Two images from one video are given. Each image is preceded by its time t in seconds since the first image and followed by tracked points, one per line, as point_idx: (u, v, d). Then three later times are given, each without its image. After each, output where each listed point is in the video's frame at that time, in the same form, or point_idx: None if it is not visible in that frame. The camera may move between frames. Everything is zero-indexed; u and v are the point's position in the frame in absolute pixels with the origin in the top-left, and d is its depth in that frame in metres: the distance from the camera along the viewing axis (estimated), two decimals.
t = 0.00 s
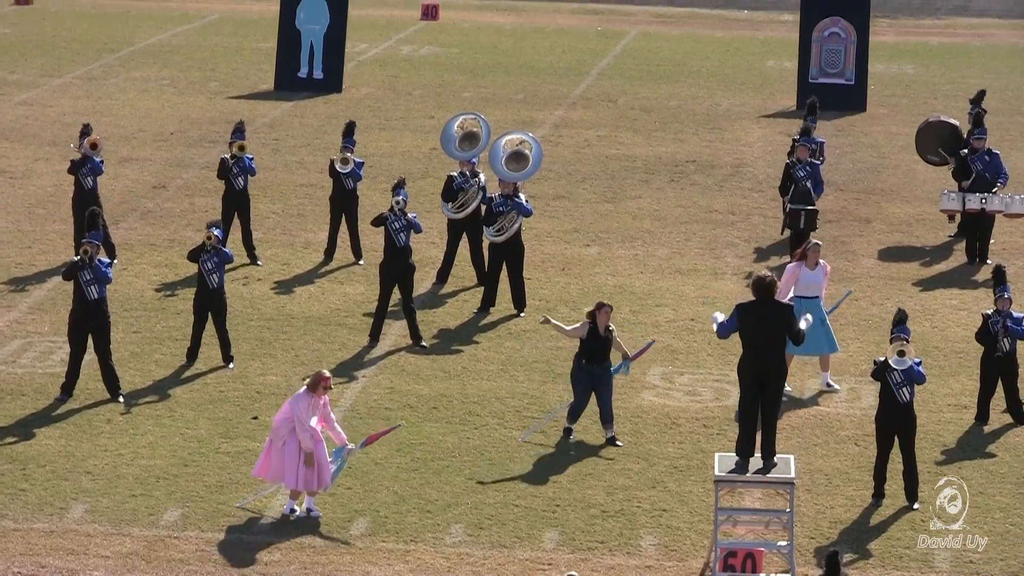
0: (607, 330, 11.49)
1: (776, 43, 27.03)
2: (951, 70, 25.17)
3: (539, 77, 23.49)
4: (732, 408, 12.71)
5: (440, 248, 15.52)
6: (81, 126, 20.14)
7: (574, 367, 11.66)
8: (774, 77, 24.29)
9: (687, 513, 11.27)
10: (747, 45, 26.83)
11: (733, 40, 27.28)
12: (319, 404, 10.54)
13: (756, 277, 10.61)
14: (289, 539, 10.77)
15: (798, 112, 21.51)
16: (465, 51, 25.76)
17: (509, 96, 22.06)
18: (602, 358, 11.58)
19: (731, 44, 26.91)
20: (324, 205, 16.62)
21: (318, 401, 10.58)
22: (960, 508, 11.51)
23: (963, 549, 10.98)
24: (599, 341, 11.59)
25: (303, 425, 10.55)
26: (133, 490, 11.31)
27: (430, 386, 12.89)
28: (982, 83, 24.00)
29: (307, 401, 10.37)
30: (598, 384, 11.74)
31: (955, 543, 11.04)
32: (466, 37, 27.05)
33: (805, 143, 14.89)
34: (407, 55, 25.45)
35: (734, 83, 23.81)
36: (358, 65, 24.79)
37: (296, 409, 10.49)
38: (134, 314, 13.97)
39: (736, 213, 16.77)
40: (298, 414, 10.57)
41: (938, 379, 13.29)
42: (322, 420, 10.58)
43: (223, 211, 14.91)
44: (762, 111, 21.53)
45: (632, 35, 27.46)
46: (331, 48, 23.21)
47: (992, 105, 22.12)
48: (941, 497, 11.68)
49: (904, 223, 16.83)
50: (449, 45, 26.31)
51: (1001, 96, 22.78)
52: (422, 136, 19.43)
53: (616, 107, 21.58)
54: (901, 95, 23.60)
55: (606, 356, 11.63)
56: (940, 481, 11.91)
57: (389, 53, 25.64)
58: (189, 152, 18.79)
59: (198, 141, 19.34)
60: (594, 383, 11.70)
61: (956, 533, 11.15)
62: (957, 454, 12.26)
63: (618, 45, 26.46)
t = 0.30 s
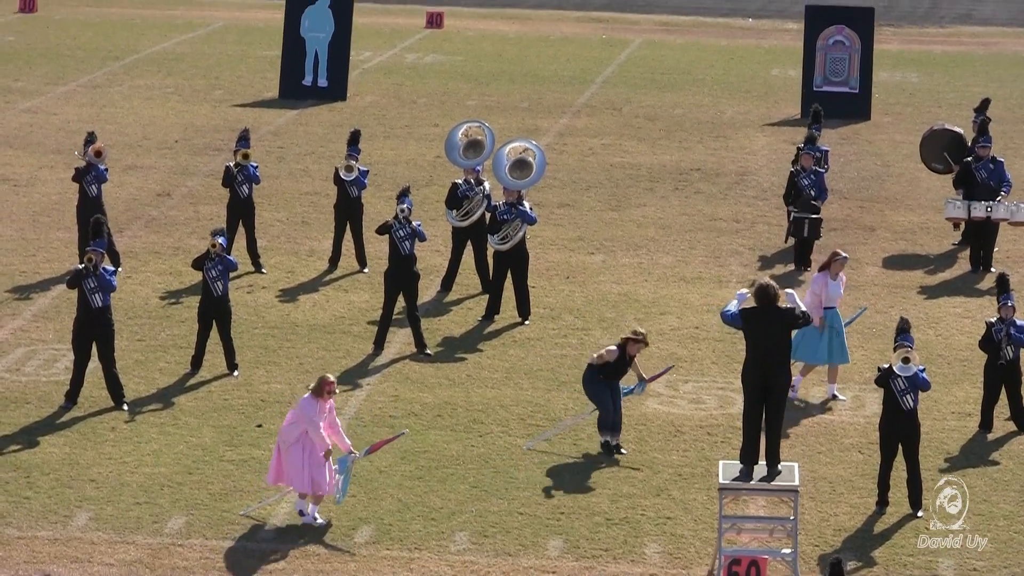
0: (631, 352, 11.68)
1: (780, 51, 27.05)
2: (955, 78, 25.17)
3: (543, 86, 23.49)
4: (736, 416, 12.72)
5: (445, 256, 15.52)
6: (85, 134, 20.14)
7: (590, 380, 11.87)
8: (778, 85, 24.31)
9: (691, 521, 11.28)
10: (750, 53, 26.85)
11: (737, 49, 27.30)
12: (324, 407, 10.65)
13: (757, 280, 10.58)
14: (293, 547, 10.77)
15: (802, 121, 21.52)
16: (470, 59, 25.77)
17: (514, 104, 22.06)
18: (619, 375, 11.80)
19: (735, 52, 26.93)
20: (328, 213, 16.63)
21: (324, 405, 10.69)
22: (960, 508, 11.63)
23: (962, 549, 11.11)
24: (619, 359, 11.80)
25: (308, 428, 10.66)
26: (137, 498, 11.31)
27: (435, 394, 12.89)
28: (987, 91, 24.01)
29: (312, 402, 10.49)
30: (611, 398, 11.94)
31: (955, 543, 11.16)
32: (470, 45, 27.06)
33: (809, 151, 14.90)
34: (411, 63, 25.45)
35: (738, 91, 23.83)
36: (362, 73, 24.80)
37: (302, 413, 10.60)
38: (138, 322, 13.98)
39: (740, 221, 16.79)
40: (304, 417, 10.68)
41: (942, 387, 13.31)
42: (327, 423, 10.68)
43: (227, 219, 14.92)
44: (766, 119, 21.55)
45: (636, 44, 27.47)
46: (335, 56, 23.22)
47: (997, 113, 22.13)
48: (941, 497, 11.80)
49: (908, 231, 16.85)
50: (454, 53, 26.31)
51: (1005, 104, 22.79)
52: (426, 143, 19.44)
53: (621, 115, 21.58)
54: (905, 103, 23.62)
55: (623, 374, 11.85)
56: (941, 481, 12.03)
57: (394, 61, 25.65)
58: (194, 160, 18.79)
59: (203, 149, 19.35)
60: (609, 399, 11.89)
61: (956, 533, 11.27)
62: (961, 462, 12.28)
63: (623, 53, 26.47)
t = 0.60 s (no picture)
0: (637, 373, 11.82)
1: (777, 56, 27.07)
2: (953, 83, 25.17)
3: (541, 90, 23.50)
4: (735, 420, 12.73)
5: (444, 260, 15.52)
6: (83, 138, 20.14)
7: (590, 392, 11.95)
8: (776, 90, 24.33)
9: (690, 525, 11.29)
10: (747, 58, 26.87)
11: (734, 53, 27.32)
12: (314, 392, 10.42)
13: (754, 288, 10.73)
14: (291, 551, 10.77)
15: (801, 125, 21.54)
16: (468, 64, 25.77)
17: (513, 108, 22.06)
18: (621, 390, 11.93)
19: (733, 56, 26.96)
20: (327, 218, 16.63)
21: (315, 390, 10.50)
22: (960, 508, 11.71)
23: (962, 549, 11.17)
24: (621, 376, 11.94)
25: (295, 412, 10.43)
26: (135, 502, 11.30)
27: (433, 398, 12.89)
28: (984, 96, 24.02)
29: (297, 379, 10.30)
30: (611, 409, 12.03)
31: (955, 543, 11.23)
32: (468, 50, 27.07)
33: (808, 155, 14.96)
34: (409, 68, 25.45)
35: (736, 95, 23.85)
36: (361, 77, 24.80)
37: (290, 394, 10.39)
38: (137, 326, 13.97)
39: (738, 225, 16.81)
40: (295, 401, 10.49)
41: (940, 391, 13.31)
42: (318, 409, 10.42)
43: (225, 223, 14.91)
44: (764, 124, 21.58)
45: (633, 48, 27.48)
46: (333, 61, 23.23)
47: (995, 117, 22.14)
48: (941, 497, 11.87)
49: (905, 235, 16.87)
50: (451, 57, 26.31)
51: (1003, 109, 22.80)
52: (425, 148, 19.44)
53: (619, 119, 21.60)
54: (902, 108, 23.63)
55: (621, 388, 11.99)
56: (941, 481, 12.10)
57: (391, 66, 25.64)
58: (192, 164, 18.79)
59: (201, 153, 19.35)
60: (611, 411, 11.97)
61: (956, 533, 11.34)
62: (958, 465, 12.29)
63: (620, 58, 26.48)
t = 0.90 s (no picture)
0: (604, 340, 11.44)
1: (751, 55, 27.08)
2: (928, 82, 25.21)
3: (515, 90, 23.49)
4: (708, 420, 12.75)
5: (418, 260, 15.53)
6: (57, 139, 20.12)
7: (560, 373, 11.62)
8: (750, 90, 24.35)
9: (664, 524, 11.31)
10: (722, 57, 26.87)
11: (709, 53, 27.33)
12: (267, 396, 10.49)
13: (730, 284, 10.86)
14: (265, 551, 10.77)
15: (775, 125, 21.55)
16: (442, 63, 25.77)
17: (487, 108, 22.06)
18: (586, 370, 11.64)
19: (708, 56, 26.97)
20: (301, 218, 16.63)
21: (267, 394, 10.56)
22: (960, 508, 11.69)
23: (963, 549, 11.17)
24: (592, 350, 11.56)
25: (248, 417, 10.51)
26: (109, 503, 11.29)
27: (407, 398, 12.90)
28: (958, 95, 24.05)
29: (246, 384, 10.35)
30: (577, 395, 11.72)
31: (956, 543, 11.22)
32: (443, 50, 27.07)
33: (781, 154, 15.00)
34: (383, 68, 25.45)
35: (711, 95, 23.87)
36: (335, 77, 24.79)
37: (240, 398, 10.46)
38: (110, 326, 13.97)
39: (712, 225, 16.82)
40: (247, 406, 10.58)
41: (913, 390, 13.32)
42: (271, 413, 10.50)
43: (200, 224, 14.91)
44: (738, 123, 21.59)
45: (609, 48, 27.48)
46: (308, 62, 23.23)
47: (968, 116, 22.18)
48: (941, 496, 11.86)
49: (880, 234, 16.88)
50: (426, 57, 26.31)
51: (976, 108, 22.85)
52: (399, 148, 19.44)
53: (593, 119, 21.60)
54: (877, 107, 23.64)
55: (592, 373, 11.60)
56: (940, 480, 12.08)
57: (366, 66, 25.63)
58: (166, 164, 18.78)
59: (175, 153, 19.35)
60: (575, 394, 11.65)
61: (957, 534, 11.32)
62: (931, 465, 12.30)
63: (595, 58, 26.48)
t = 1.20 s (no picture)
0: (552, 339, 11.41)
1: (723, 54, 27.08)
2: (899, 81, 25.23)
3: (486, 89, 23.49)
4: (681, 419, 12.76)
5: (390, 259, 15.53)
6: (29, 138, 20.08)
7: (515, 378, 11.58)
8: (721, 88, 24.36)
9: (636, 523, 11.34)
10: (694, 56, 26.89)
11: (681, 52, 27.33)
12: (211, 396, 10.61)
13: (699, 284, 10.93)
14: (237, 551, 10.78)
15: (746, 123, 21.56)
16: (414, 62, 25.77)
17: (458, 107, 22.06)
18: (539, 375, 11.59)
19: (681, 55, 26.98)
20: (273, 217, 16.63)
21: (211, 395, 10.68)
22: (960, 508, 11.67)
23: (964, 549, 11.15)
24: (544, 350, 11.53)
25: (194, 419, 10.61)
26: (81, 502, 11.28)
27: (379, 397, 12.91)
28: (929, 94, 24.07)
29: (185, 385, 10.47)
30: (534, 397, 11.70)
31: (956, 543, 11.20)
32: (414, 49, 27.06)
33: (752, 153, 14.89)
34: (355, 67, 25.45)
35: (683, 93, 23.88)
36: (306, 76, 24.78)
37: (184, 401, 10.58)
38: (82, 326, 13.96)
39: (684, 223, 16.84)
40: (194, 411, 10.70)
41: (885, 389, 13.33)
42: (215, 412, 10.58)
43: (172, 223, 14.91)
44: (710, 122, 21.59)
45: (580, 47, 27.47)
46: (279, 61, 23.23)
47: (938, 115, 22.21)
48: (941, 497, 11.84)
49: (851, 233, 16.90)
50: (398, 56, 26.30)
51: (947, 106, 22.87)
52: (370, 146, 19.44)
53: (565, 118, 21.60)
54: (848, 105, 23.65)
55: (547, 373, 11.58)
56: (940, 481, 12.06)
57: (337, 65, 25.61)
58: (137, 164, 18.77)
59: (147, 152, 19.33)
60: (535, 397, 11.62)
61: (957, 533, 11.30)
62: (903, 463, 12.32)
63: (567, 56, 26.49)
